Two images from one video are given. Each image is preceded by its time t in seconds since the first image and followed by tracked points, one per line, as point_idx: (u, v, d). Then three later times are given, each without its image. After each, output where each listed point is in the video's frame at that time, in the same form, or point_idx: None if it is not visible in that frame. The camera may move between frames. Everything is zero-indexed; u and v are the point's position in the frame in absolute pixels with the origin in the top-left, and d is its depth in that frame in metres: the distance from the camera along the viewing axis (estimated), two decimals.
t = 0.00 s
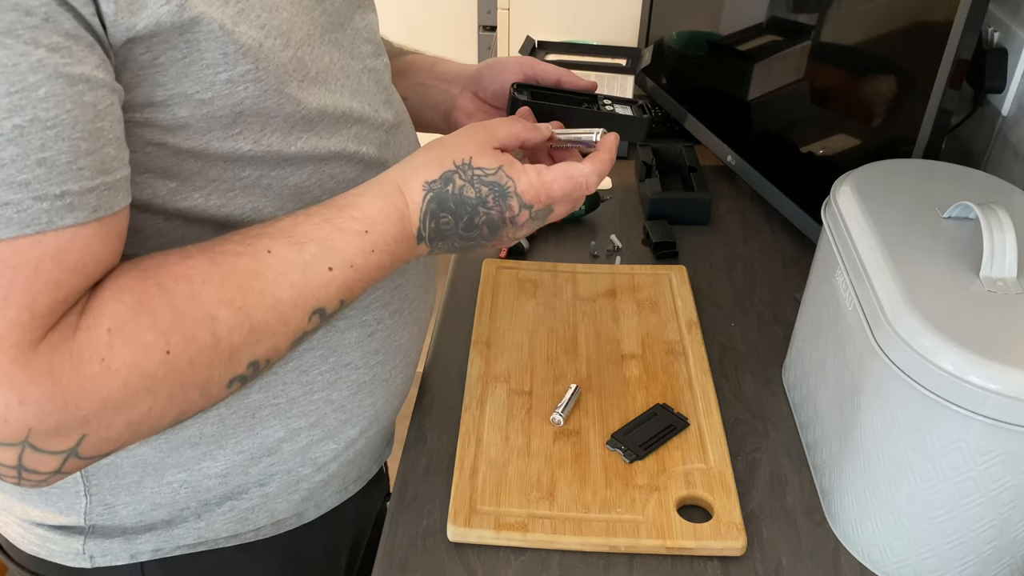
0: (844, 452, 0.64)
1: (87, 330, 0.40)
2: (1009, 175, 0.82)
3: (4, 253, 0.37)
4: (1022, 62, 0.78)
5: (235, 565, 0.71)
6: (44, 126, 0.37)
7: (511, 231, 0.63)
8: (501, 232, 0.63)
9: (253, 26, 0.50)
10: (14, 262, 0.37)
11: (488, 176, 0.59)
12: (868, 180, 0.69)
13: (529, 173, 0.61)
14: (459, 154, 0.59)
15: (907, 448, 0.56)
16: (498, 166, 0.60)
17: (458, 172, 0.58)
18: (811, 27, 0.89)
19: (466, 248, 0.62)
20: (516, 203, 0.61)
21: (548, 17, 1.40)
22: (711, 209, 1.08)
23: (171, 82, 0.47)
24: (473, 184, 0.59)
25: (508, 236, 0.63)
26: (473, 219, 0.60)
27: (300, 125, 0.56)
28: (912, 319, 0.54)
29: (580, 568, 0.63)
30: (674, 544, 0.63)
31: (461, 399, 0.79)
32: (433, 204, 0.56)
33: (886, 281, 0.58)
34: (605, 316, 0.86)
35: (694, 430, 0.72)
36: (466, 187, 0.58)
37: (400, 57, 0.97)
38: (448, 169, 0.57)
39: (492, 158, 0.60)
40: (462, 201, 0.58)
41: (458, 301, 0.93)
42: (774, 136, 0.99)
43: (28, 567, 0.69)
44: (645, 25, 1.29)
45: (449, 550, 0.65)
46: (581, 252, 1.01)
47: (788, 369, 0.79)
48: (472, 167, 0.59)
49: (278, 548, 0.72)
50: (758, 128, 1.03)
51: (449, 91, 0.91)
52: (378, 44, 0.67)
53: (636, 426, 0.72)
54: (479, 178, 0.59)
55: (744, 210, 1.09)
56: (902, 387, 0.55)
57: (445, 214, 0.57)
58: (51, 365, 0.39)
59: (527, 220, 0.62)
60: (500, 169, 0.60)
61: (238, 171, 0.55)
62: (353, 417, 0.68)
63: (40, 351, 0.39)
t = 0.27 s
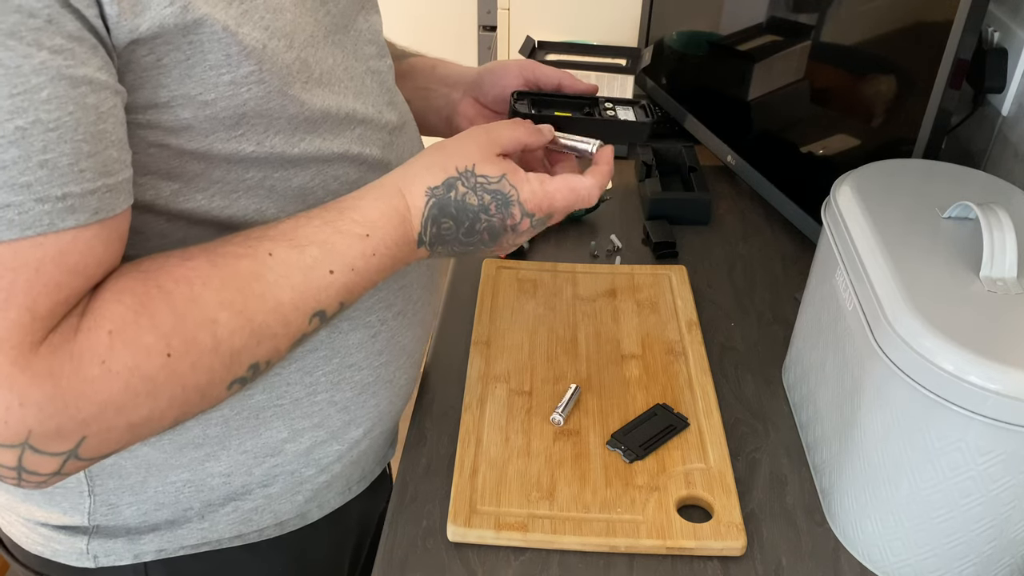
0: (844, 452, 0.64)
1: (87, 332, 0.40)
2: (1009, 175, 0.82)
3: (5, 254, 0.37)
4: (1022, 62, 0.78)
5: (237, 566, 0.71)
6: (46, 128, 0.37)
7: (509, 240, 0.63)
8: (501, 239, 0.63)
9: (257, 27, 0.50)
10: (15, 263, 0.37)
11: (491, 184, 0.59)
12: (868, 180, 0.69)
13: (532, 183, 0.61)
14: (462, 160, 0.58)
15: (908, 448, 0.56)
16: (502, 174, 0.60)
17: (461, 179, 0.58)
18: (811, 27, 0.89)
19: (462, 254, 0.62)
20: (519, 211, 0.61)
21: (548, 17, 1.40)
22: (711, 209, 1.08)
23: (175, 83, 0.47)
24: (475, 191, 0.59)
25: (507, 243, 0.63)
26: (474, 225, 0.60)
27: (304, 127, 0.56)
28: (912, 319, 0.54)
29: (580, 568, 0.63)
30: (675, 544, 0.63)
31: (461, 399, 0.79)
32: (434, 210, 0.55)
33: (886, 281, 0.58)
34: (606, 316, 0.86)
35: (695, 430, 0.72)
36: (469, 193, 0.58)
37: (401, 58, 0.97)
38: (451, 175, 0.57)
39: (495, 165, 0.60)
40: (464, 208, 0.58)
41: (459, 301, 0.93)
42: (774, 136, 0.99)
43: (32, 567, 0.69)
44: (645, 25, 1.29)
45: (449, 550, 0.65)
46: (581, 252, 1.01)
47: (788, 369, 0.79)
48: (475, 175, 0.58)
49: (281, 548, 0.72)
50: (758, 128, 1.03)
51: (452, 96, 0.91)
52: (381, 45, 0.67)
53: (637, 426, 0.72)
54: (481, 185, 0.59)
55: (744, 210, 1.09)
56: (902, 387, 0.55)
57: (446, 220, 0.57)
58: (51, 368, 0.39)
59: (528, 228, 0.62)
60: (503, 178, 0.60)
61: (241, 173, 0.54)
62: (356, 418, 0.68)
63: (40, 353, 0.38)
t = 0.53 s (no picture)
0: (844, 452, 0.64)
1: (94, 333, 0.40)
2: (1009, 175, 0.82)
3: (12, 253, 0.37)
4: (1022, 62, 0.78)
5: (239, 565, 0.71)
6: (53, 127, 0.36)
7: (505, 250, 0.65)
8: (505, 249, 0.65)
9: (261, 28, 0.50)
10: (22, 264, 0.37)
11: (506, 205, 0.60)
12: (868, 180, 0.69)
13: (543, 207, 0.62)
14: (480, 177, 0.58)
15: (908, 448, 0.56)
16: (517, 197, 0.60)
17: (476, 198, 0.58)
18: (811, 27, 0.89)
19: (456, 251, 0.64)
20: (526, 233, 0.63)
21: (548, 17, 1.40)
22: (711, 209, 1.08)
23: (179, 83, 0.47)
24: (489, 211, 0.59)
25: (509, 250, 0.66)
26: (482, 239, 0.61)
27: (307, 128, 0.56)
28: (912, 319, 0.54)
29: (580, 568, 0.63)
30: (675, 544, 0.63)
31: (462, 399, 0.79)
32: (446, 225, 0.56)
33: (886, 281, 0.58)
34: (605, 316, 0.86)
35: (695, 430, 0.72)
36: (482, 213, 0.59)
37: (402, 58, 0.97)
38: (468, 194, 0.57)
39: (512, 187, 0.60)
40: (475, 224, 0.59)
41: (460, 301, 0.93)
42: (774, 136, 0.99)
43: (33, 566, 0.69)
44: (645, 25, 1.29)
45: (449, 550, 0.65)
46: (581, 251, 1.01)
47: (788, 369, 0.79)
48: (495, 199, 0.59)
49: (284, 548, 0.72)
50: (758, 128, 1.03)
51: (457, 93, 0.92)
52: (384, 46, 0.67)
53: (637, 426, 0.72)
54: (496, 206, 0.60)
55: (744, 210, 1.09)
56: (902, 387, 0.55)
57: (457, 237, 0.58)
58: (59, 368, 0.39)
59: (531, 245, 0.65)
60: (519, 202, 0.61)
61: (244, 173, 0.54)
62: (358, 419, 0.68)
63: (49, 353, 0.38)
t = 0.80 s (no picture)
0: (844, 452, 0.64)
1: (98, 334, 0.40)
2: (1009, 175, 0.82)
3: (14, 255, 0.36)
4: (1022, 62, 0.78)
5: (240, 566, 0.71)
6: (57, 129, 0.37)
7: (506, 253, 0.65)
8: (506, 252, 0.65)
9: (264, 29, 0.50)
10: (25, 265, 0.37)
11: (505, 207, 0.60)
12: (868, 180, 0.69)
13: (543, 209, 0.63)
14: (480, 179, 0.59)
15: (908, 448, 0.56)
16: (517, 199, 0.61)
17: (476, 200, 0.58)
18: (811, 27, 0.89)
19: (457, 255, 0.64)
20: (527, 234, 0.63)
21: (548, 17, 1.40)
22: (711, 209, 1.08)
23: (183, 85, 0.47)
24: (489, 212, 0.60)
25: (510, 253, 0.66)
26: (483, 241, 0.61)
27: (310, 129, 0.56)
28: (912, 319, 0.54)
29: (580, 568, 0.63)
30: (674, 544, 0.63)
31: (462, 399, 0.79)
32: (447, 227, 0.56)
33: (886, 281, 0.58)
34: (605, 316, 0.86)
35: (695, 430, 0.72)
36: (482, 214, 0.59)
37: (402, 58, 0.97)
38: (467, 195, 0.58)
39: (512, 189, 0.60)
40: (475, 226, 0.59)
41: (460, 301, 0.93)
42: (774, 136, 0.99)
43: (35, 566, 0.69)
44: (644, 25, 1.29)
45: (449, 550, 0.65)
46: (581, 252, 1.01)
47: (787, 369, 0.79)
48: (494, 199, 0.59)
49: (285, 548, 0.72)
50: (758, 128, 1.03)
51: (459, 94, 0.92)
52: (385, 47, 0.67)
53: (637, 425, 0.72)
54: (496, 208, 0.60)
55: (744, 210, 1.09)
56: (901, 387, 0.55)
57: (456, 239, 0.58)
58: (62, 369, 0.39)
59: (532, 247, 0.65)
60: (518, 203, 0.61)
61: (247, 174, 0.54)
62: (359, 419, 0.68)
63: (51, 354, 0.38)
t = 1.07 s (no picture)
0: (844, 452, 0.64)
1: (100, 334, 0.40)
2: (1009, 175, 0.82)
3: (19, 256, 0.37)
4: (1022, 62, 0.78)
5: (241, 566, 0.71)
6: (62, 130, 0.37)
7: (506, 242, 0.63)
8: (506, 239, 0.63)
9: (267, 31, 0.50)
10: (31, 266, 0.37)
11: (497, 187, 0.60)
12: (868, 180, 0.69)
13: (535, 184, 0.61)
14: (468, 163, 0.58)
15: (909, 448, 0.56)
16: (507, 177, 0.60)
17: (467, 182, 0.58)
18: (812, 27, 0.89)
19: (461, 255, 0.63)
20: (524, 214, 0.61)
21: (548, 17, 1.40)
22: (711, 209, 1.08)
23: (186, 87, 0.47)
24: (482, 194, 0.59)
25: (512, 243, 0.64)
26: (481, 227, 0.60)
27: (311, 132, 0.56)
28: (912, 319, 0.54)
29: (580, 568, 0.63)
30: (675, 544, 0.63)
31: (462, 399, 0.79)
32: (441, 212, 0.56)
33: (886, 281, 0.58)
34: (606, 316, 0.86)
35: (695, 430, 0.73)
36: (475, 197, 0.58)
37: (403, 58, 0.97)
38: (457, 178, 0.57)
39: (500, 169, 0.60)
40: (471, 210, 0.58)
41: (460, 302, 0.92)
42: (774, 136, 0.99)
43: (37, 566, 0.69)
44: (644, 25, 1.29)
45: (449, 550, 0.65)
46: (581, 252, 1.01)
47: (787, 369, 0.79)
48: (483, 176, 0.59)
49: (287, 549, 0.72)
50: (758, 128, 1.03)
51: (452, 104, 0.90)
52: (385, 48, 0.67)
53: (637, 425, 0.72)
54: (488, 188, 0.59)
55: (744, 210, 1.09)
56: (902, 387, 0.55)
57: (452, 223, 0.57)
58: (65, 369, 0.39)
59: (532, 229, 0.63)
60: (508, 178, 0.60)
61: (249, 176, 0.54)
62: (361, 421, 0.68)
63: (54, 355, 0.39)
